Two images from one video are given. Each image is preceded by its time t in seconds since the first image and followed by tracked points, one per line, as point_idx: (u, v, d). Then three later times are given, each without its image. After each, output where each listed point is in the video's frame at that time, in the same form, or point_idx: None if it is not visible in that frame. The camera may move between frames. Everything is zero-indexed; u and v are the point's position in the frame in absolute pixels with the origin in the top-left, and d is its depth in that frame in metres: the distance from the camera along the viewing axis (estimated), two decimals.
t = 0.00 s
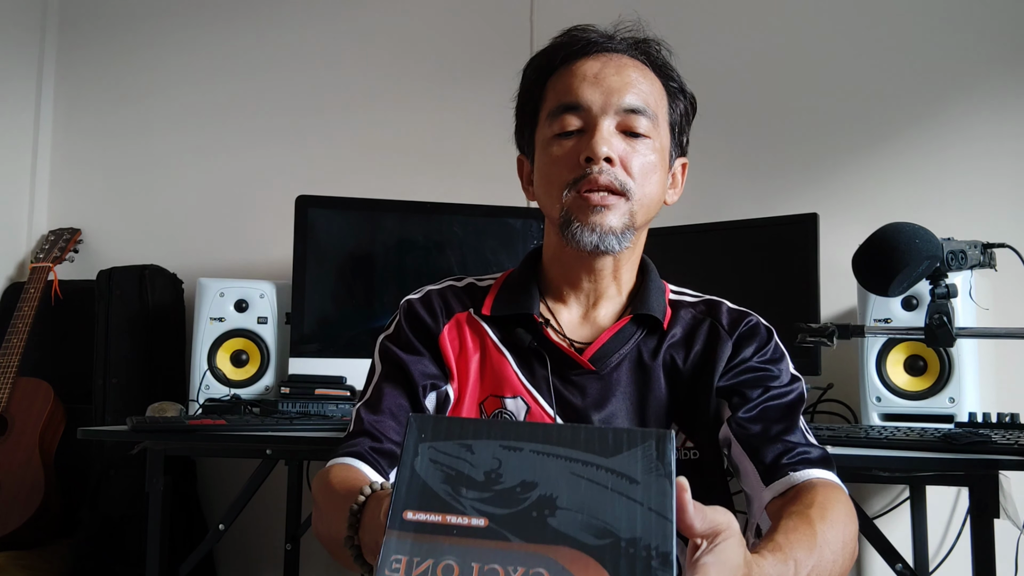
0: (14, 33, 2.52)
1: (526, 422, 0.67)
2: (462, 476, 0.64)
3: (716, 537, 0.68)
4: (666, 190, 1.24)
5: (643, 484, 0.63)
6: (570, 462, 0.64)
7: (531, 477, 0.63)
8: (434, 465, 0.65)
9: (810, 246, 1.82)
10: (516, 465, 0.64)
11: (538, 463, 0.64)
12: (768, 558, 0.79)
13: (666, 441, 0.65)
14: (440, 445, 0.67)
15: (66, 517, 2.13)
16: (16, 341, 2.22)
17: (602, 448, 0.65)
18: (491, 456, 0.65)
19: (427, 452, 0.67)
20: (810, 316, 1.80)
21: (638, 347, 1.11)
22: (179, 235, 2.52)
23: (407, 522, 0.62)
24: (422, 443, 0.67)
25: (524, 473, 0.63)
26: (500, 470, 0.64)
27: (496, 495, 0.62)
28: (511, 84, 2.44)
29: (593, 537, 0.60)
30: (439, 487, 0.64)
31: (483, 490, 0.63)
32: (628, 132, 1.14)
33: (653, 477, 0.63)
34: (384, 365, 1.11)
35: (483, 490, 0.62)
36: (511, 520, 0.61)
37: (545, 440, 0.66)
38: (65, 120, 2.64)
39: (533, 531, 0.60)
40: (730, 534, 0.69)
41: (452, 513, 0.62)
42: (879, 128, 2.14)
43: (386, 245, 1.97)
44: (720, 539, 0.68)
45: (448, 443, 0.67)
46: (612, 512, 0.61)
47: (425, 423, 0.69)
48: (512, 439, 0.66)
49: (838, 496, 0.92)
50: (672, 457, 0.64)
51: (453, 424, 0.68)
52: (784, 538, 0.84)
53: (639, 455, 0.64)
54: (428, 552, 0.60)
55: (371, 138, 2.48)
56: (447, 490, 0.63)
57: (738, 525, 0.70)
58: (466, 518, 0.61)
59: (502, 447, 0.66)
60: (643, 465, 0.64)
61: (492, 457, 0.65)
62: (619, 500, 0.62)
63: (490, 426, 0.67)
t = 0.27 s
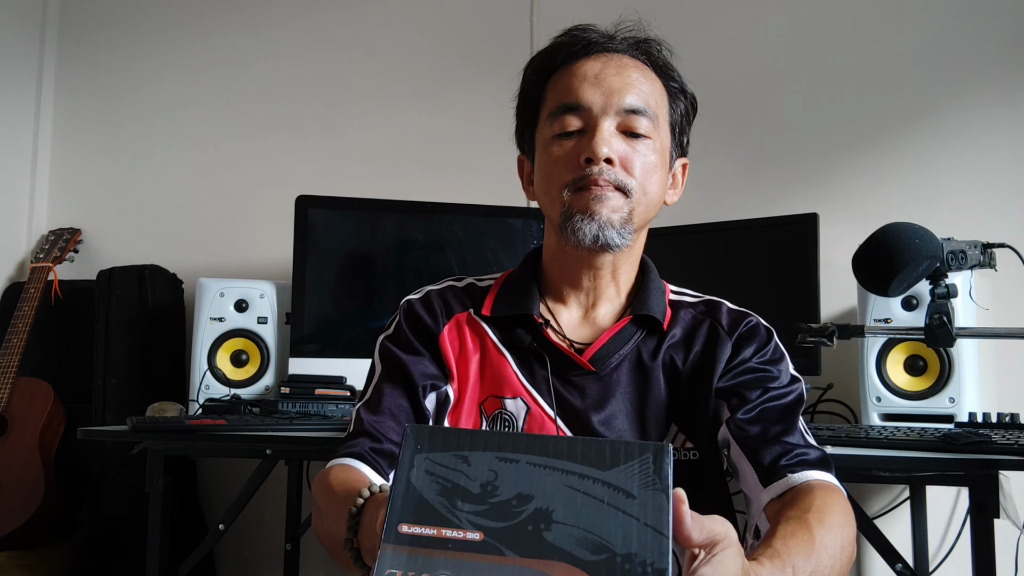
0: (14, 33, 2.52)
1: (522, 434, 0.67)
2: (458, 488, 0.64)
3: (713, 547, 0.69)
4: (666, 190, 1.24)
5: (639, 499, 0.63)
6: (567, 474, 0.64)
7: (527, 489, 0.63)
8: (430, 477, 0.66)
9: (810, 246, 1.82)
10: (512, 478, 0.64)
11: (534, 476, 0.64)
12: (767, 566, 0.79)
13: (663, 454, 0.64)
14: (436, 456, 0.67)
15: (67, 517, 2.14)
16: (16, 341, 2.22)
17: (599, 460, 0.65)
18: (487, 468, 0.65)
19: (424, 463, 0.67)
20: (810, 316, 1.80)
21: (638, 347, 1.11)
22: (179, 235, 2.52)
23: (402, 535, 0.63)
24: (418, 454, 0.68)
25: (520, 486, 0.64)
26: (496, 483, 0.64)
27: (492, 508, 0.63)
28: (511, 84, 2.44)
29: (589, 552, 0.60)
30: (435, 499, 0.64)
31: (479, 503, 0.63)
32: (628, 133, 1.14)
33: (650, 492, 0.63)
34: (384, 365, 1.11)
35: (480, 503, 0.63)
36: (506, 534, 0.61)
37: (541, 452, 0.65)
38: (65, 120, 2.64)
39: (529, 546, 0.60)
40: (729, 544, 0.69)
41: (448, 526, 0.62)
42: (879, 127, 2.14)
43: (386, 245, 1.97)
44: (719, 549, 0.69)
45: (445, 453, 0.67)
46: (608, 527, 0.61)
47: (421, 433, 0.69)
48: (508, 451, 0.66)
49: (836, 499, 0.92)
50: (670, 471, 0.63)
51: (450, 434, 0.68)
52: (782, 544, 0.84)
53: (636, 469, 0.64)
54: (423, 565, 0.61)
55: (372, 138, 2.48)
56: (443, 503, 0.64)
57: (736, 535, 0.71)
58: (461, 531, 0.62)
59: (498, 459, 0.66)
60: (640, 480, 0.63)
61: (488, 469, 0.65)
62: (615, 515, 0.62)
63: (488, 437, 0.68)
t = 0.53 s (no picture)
0: (14, 33, 2.52)
1: (522, 437, 0.67)
2: (458, 491, 0.64)
3: (713, 548, 0.69)
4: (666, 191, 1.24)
5: (639, 503, 0.63)
6: (566, 478, 0.64)
7: (527, 492, 0.63)
8: (429, 480, 0.66)
9: (810, 246, 1.82)
10: (512, 481, 0.64)
11: (533, 479, 0.64)
12: (767, 566, 0.79)
13: (662, 458, 0.65)
14: (435, 459, 0.67)
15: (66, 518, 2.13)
16: (16, 341, 2.22)
17: (599, 464, 0.65)
18: (486, 470, 0.65)
19: (422, 466, 0.67)
20: (810, 316, 1.80)
21: (638, 347, 1.11)
22: (179, 235, 2.52)
23: (401, 539, 0.63)
24: (417, 457, 0.68)
25: (519, 489, 0.64)
26: (495, 485, 0.64)
27: (491, 511, 0.62)
28: (511, 84, 2.44)
29: (588, 556, 0.60)
30: (434, 502, 0.64)
31: (478, 506, 0.63)
32: (628, 133, 1.14)
33: (650, 495, 0.63)
34: (384, 365, 1.11)
35: (478, 506, 0.63)
36: (505, 537, 0.61)
37: (541, 455, 0.66)
38: (65, 120, 2.64)
39: (528, 549, 0.60)
40: (729, 545, 0.69)
41: (446, 530, 0.62)
42: (879, 127, 2.14)
43: (386, 246, 1.97)
44: (718, 550, 0.69)
45: (444, 457, 0.67)
46: (608, 530, 0.61)
47: (420, 436, 0.69)
48: (507, 453, 0.66)
49: (836, 499, 0.92)
50: (669, 475, 0.64)
51: (449, 437, 0.68)
52: (781, 544, 0.84)
53: (635, 473, 0.65)
54: (422, 568, 0.60)
55: (372, 138, 2.48)
56: (442, 506, 0.64)
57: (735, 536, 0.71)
58: (460, 535, 0.61)
59: (497, 461, 0.66)
60: (639, 483, 0.64)
61: (487, 471, 0.65)
62: (615, 518, 0.62)
63: (487, 438, 0.67)
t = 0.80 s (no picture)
0: (14, 33, 2.52)
1: (523, 440, 0.67)
2: (459, 494, 0.64)
3: (715, 550, 0.69)
4: (666, 190, 1.24)
5: (641, 507, 0.63)
6: (568, 481, 0.64)
7: (528, 495, 0.63)
8: (431, 482, 0.66)
9: (810, 246, 1.82)
10: (513, 484, 0.64)
11: (534, 482, 0.64)
12: (767, 567, 0.79)
13: (664, 461, 0.65)
14: (436, 461, 0.67)
15: (66, 517, 2.13)
16: (16, 341, 2.21)
17: (600, 467, 0.65)
18: (488, 473, 0.65)
19: (424, 469, 0.67)
20: (810, 316, 1.80)
21: (638, 347, 1.11)
22: (179, 235, 2.52)
23: (403, 542, 0.63)
24: (419, 459, 0.67)
25: (521, 492, 0.63)
26: (497, 488, 0.64)
27: (492, 515, 0.62)
28: (510, 84, 2.44)
29: (590, 559, 0.60)
30: (435, 505, 0.64)
31: (480, 509, 0.63)
32: (628, 133, 1.14)
33: (652, 499, 0.63)
34: (384, 365, 1.11)
35: (480, 510, 0.63)
36: (506, 541, 0.61)
37: (543, 457, 0.66)
38: (65, 120, 2.64)
39: (530, 553, 0.60)
40: (730, 547, 0.69)
41: (448, 533, 0.62)
42: (879, 127, 2.14)
43: (386, 246, 1.97)
44: (719, 552, 0.69)
45: (445, 459, 0.67)
46: (610, 534, 0.61)
47: (421, 438, 0.69)
48: (509, 456, 0.66)
49: (837, 499, 0.92)
50: (672, 477, 0.64)
51: (450, 439, 0.68)
52: (783, 544, 0.84)
53: (637, 476, 0.65)
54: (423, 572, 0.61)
55: (371, 138, 2.48)
56: (444, 508, 0.64)
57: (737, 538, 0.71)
58: (462, 538, 0.62)
59: (498, 464, 0.66)
60: (641, 487, 0.64)
61: (489, 474, 0.65)
62: (617, 522, 0.62)
63: (488, 441, 0.67)
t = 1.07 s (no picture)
0: (14, 33, 2.52)
1: (522, 445, 0.67)
2: (457, 500, 0.64)
3: (713, 554, 0.69)
4: (666, 190, 1.24)
5: (639, 514, 0.63)
6: (566, 487, 0.64)
7: (526, 502, 0.63)
8: (428, 488, 0.66)
9: (810, 245, 1.82)
10: (511, 490, 0.64)
11: (533, 488, 0.64)
12: (766, 569, 0.79)
13: (663, 468, 0.65)
14: (435, 466, 0.67)
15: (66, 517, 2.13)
16: (16, 341, 2.21)
17: (599, 473, 0.65)
18: (486, 479, 0.65)
19: (422, 474, 0.67)
20: (810, 316, 1.80)
21: (637, 348, 1.11)
22: (179, 235, 2.52)
23: (400, 548, 0.62)
24: (417, 464, 0.67)
25: (519, 498, 0.64)
26: (495, 494, 0.64)
27: (491, 521, 0.63)
28: (510, 84, 2.43)
29: (588, 566, 0.60)
30: (434, 511, 0.64)
31: (478, 515, 0.63)
32: (628, 133, 1.14)
33: (650, 506, 0.63)
34: (384, 365, 1.11)
35: (478, 516, 0.63)
36: (504, 547, 0.61)
37: (542, 463, 0.66)
38: (65, 120, 2.64)
39: (527, 560, 0.60)
40: (728, 551, 0.69)
41: (446, 539, 0.62)
42: (879, 127, 2.14)
43: (386, 246, 1.97)
44: (718, 557, 0.69)
45: (443, 464, 0.67)
46: (608, 541, 0.61)
47: (420, 443, 0.69)
48: (508, 462, 0.66)
49: (836, 500, 0.92)
50: (670, 484, 0.64)
51: (449, 444, 0.68)
52: (781, 546, 0.84)
53: (636, 482, 0.65)
54: None
55: (371, 138, 2.48)
56: (442, 514, 0.64)
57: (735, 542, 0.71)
58: (460, 545, 0.62)
59: (497, 470, 0.66)
60: (640, 494, 0.64)
61: (488, 480, 0.65)
62: (615, 528, 0.62)
63: (487, 447, 0.67)
